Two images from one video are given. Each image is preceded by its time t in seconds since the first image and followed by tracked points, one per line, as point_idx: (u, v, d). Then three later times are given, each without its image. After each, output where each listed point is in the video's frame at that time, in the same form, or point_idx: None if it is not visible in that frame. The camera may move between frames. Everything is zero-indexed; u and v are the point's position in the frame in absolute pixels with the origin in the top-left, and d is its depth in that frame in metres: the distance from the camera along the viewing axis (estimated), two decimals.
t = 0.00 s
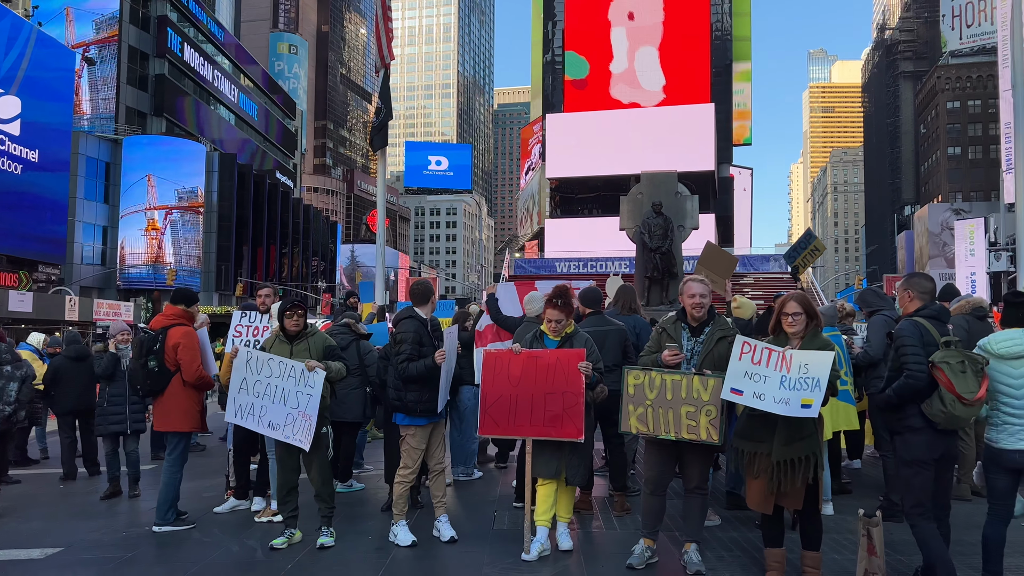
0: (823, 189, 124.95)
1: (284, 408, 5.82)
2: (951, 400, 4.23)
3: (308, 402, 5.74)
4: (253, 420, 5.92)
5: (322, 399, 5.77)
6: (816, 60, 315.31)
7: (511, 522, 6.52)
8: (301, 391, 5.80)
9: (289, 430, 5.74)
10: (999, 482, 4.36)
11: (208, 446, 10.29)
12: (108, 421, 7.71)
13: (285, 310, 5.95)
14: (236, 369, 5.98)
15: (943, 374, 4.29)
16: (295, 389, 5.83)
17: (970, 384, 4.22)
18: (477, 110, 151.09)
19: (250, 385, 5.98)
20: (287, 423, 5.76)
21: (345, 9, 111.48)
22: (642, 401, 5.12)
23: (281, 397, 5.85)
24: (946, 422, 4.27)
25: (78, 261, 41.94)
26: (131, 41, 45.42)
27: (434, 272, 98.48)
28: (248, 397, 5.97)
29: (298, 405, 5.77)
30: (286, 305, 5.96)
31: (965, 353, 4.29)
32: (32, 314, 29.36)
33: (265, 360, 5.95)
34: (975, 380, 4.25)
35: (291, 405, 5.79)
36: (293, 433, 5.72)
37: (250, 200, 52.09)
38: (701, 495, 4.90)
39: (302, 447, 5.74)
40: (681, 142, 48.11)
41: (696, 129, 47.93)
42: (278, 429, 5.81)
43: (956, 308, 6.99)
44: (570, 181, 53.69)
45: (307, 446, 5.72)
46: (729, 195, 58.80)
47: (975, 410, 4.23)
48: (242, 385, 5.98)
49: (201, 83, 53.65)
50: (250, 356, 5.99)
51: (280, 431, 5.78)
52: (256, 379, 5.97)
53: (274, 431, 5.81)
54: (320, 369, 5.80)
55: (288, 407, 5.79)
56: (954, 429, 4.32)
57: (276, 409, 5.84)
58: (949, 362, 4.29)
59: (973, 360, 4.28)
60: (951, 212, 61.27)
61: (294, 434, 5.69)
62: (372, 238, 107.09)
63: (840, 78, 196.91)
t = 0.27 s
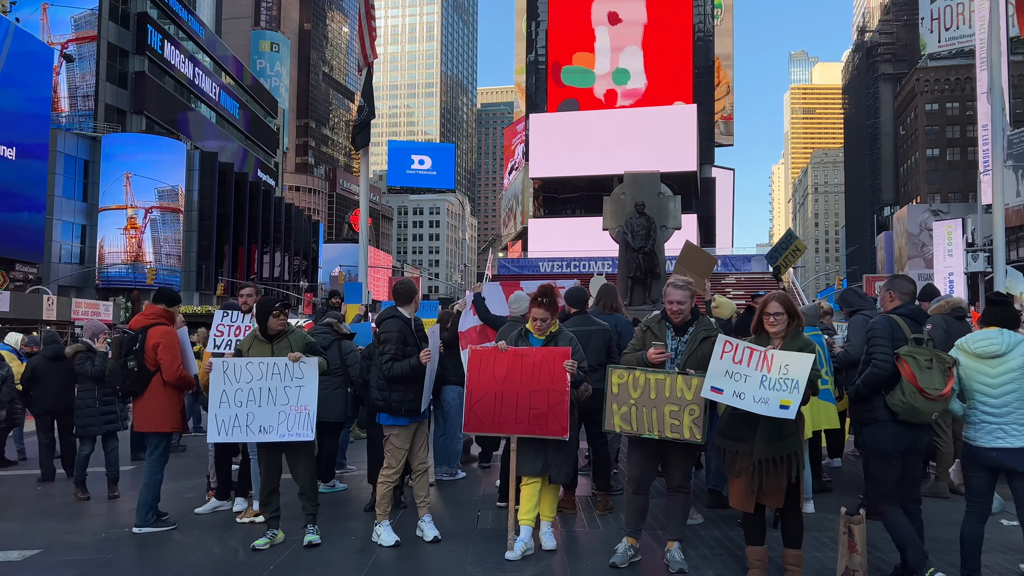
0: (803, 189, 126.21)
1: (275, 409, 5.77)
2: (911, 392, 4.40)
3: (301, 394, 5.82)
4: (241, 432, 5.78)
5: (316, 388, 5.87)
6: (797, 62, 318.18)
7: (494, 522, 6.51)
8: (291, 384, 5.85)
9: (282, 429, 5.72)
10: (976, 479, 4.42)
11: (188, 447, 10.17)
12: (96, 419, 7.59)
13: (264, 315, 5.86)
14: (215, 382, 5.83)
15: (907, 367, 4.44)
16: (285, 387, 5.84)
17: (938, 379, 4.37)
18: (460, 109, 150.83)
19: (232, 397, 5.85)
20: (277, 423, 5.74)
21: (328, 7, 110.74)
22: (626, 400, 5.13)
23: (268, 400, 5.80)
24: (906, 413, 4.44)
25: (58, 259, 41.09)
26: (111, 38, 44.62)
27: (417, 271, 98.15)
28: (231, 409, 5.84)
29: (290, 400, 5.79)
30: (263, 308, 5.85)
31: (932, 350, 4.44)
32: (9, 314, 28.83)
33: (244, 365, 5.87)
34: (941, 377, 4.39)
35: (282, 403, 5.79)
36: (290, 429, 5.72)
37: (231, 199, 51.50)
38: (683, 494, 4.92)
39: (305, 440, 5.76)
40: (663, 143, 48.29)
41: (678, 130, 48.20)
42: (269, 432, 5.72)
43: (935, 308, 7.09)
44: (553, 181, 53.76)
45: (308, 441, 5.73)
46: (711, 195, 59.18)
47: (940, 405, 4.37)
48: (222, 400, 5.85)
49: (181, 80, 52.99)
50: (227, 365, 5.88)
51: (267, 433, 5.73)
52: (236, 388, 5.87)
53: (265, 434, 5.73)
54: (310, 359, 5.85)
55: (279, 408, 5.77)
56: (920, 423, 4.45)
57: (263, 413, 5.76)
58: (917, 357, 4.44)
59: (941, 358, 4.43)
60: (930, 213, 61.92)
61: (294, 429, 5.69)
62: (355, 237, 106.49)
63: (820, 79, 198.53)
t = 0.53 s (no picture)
0: (786, 190, 127.33)
1: (260, 414, 5.72)
2: (879, 387, 4.49)
3: (287, 397, 5.80)
4: (227, 439, 5.70)
5: (301, 389, 5.86)
6: (779, 62, 320.96)
7: (478, 521, 6.47)
8: (274, 387, 5.83)
9: (270, 433, 5.67)
10: (955, 476, 4.46)
11: (169, 447, 10.05)
12: (74, 419, 7.45)
13: (259, 313, 5.75)
14: (197, 391, 5.75)
15: (876, 364, 4.56)
16: (269, 391, 5.81)
17: (905, 378, 4.51)
18: (444, 108, 150.33)
19: (215, 405, 5.77)
20: (264, 428, 5.67)
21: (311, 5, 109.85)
22: (610, 400, 5.13)
23: (253, 405, 5.75)
24: (874, 409, 4.50)
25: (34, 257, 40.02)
26: (91, 34, 43.83)
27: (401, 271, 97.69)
28: (215, 417, 5.75)
29: (275, 404, 5.76)
30: (255, 306, 5.73)
31: (901, 350, 4.61)
32: None
33: (226, 372, 5.80)
34: (908, 375, 4.54)
35: (267, 407, 5.75)
36: (279, 433, 5.66)
37: (213, 198, 50.87)
38: (666, 493, 4.93)
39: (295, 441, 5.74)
40: (646, 144, 48.47)
41: (661, 130, 48.36)
42: (257, 438, 5.66)
43: (916, 308, 7.15)
44: (537, 180, 53.77)
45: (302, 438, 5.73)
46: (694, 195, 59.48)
47: (910, 402, 4.48)
48: (206, 409, 5.76)
49: (163, 78, 52.33)
50: (208, 373, 5.79)
51: (255, 439, 5.66)
52: (220, 395, 5.79)
53: (250, 440, 5.66)
54: (293, 362, 5.85)
55: (263, 413, 5.72)
56: (889, 419, 4.52)
57: (249, 419, 5.70)
58: (885, 356, 4.59)
59: (908, 358, 4.60)
60: (910, 213, 63.66)
61: (283, 431, 5.66)
62: (338, 237, 105.91)
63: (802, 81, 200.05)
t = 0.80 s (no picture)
0: (770, 190, 128.27)
1: (251, 421, 5.68)
2: (844, 389, 4.59)
3: (277, 403, 5.76)
4: (219, 448, 5.62)
5: (291, 396, 5.83)
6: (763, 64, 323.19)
7: (464, 521, 6.45)
8: (264, 394, 5.77)
9: (262, 440, 5.64)
10: (938, 475, 4.49)
11: (152, 448, 9.94)
12: (55, 420, 7.37)
13: (263, 317, 5.72)
14: (186, 401, 5.62)
15: (839, 366, 4.68)
16: (259, 398, 5.75)
17: (866, 378, 4.64)
18: (429, 107, 149.89)
19: (205, 413, 5.68)
20: (257, 435, 5.65)
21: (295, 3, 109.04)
22: (596, 400, 5.12)
23: (242, 411, 5.69)
24: (840, 410, 4.60)
25: (16, 258, 38.95)
26: (72, 31, 43.22)
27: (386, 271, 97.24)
28: (206, 426, 5.66)
29: (265, 410, 5.73)
30: (259, 308, 5.67)
31: (862, 351, 4.75)
32: None
33: (216, 379, 5.71)
34: (870, 374, 4.68)
35: (257, 413, 5.70)
36: (270, 439, 5.65)
37: (196, 197, 50.34)
38: (652, 492, 4.93)
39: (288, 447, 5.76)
40: (631, 144, 48.60)
41: (647, 131, 48.50)
42: (248, 445, 5.62)
43: (897, 307, 7.19)
44: (523, 180, 53.76)
45: (295, 445, 5.74)
46: (679, 195, 59.69)
47: (870, 401, 4.62)
48: (195, 418, 5.66)
49: (145, 75, 51.73)
50: (197, 382, 5.69)
51: (245, 446, 5.62)
52: (209, 404, 5.69)
53: (239, 447, 5.62)
54: (282, 367, 5.80)
55: (253, 419, 5.68)
56: (852, 419, 4.64)
57: (239, 426, 5.65)
58: (848, 359, 4.72)
59: (870, 358, 4.75)
60: (892, 214, 63.59)
61: (275, 437, 5.65)
62: (322, 236, 105.33)
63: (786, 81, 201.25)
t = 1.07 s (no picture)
0: (755, 191, 129.11)
1: (241, 425, 5.65)
2: (804, 388, 4.61)
3: (270, 409, 5.73)
4: (205, 450, 5.59)
5: (283, 404, 5.78)
6: (750, 67, 326.44)
7: (451, 521, 6.43)
8: (257, 399, 5.74)
9: (251, 446, 5.62)
10: (923, 473, 4.53)
11: (136, 448, 9.84)
12: (38, 421, 7.24)
13: (267, 319, 5.67)
14: (181, 400, 5.61)
15: (797, 366, 4.67)
16: (251, 402, 5.72)
17: (819, 375, 4.64)
18: (416, 107, 149.53)
19: (198, 414, 5.65)
20: (247, 441, 5.62)
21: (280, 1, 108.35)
22: (583, 400, 5.12)
23: (233, 414, 5.66)
24: (799, 407, 4.63)
25: None
26: (55, 29, 42.72)
27: (372, 270, 96.87)
28: (197, 426, 5.63)
29: (257, 416, 5.69)
30: (264, 310, 5.62)
31: (818, 348, 4.73)
32: None
33: (212, 381, 5.68)
34: (825, 371, 4.67)
35: (248, 418, 5.67)
36: (259, 446, 5.63)
37: (180, 196, 49.86)
38: (639, 491, 4.94)
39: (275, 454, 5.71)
40: (618, 145, 48.71)
41: (633, 131, 48.63)
42: (237, 449, 5.59)
43: (883, 307, 7.23)
44: (510, 180, 53.75)
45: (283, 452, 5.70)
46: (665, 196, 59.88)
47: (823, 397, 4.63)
48: (187, 418, 5.62)
49: (129, 73, 51.18)
50: (193, 381, 5.67)
51: (234, 450, 5.59)
52: (203, 405, 5.67)
53: (228, 451, 5.59)
54: (280, 374, 5.75)
55: (245, 423, 5.65)
56: (811, 415, 4.67)
57: (229, 429, 5.63)
58: (805, 358, 4.70)
59: (824, 355, 4.72)
60: (876, 215, 64.49)
61: (265, 445, 5.63)
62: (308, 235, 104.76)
63: (772, 82, 202.59)
